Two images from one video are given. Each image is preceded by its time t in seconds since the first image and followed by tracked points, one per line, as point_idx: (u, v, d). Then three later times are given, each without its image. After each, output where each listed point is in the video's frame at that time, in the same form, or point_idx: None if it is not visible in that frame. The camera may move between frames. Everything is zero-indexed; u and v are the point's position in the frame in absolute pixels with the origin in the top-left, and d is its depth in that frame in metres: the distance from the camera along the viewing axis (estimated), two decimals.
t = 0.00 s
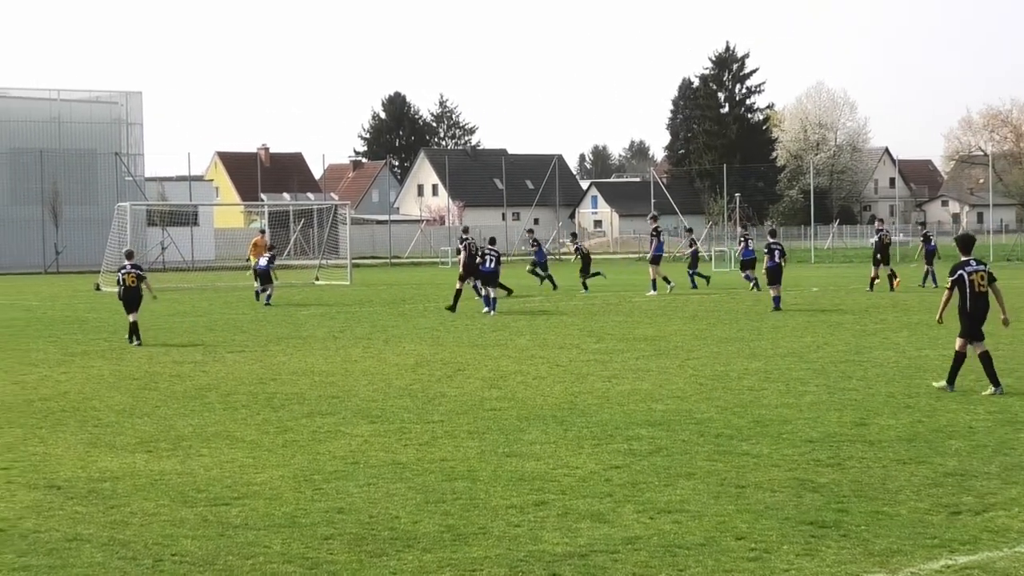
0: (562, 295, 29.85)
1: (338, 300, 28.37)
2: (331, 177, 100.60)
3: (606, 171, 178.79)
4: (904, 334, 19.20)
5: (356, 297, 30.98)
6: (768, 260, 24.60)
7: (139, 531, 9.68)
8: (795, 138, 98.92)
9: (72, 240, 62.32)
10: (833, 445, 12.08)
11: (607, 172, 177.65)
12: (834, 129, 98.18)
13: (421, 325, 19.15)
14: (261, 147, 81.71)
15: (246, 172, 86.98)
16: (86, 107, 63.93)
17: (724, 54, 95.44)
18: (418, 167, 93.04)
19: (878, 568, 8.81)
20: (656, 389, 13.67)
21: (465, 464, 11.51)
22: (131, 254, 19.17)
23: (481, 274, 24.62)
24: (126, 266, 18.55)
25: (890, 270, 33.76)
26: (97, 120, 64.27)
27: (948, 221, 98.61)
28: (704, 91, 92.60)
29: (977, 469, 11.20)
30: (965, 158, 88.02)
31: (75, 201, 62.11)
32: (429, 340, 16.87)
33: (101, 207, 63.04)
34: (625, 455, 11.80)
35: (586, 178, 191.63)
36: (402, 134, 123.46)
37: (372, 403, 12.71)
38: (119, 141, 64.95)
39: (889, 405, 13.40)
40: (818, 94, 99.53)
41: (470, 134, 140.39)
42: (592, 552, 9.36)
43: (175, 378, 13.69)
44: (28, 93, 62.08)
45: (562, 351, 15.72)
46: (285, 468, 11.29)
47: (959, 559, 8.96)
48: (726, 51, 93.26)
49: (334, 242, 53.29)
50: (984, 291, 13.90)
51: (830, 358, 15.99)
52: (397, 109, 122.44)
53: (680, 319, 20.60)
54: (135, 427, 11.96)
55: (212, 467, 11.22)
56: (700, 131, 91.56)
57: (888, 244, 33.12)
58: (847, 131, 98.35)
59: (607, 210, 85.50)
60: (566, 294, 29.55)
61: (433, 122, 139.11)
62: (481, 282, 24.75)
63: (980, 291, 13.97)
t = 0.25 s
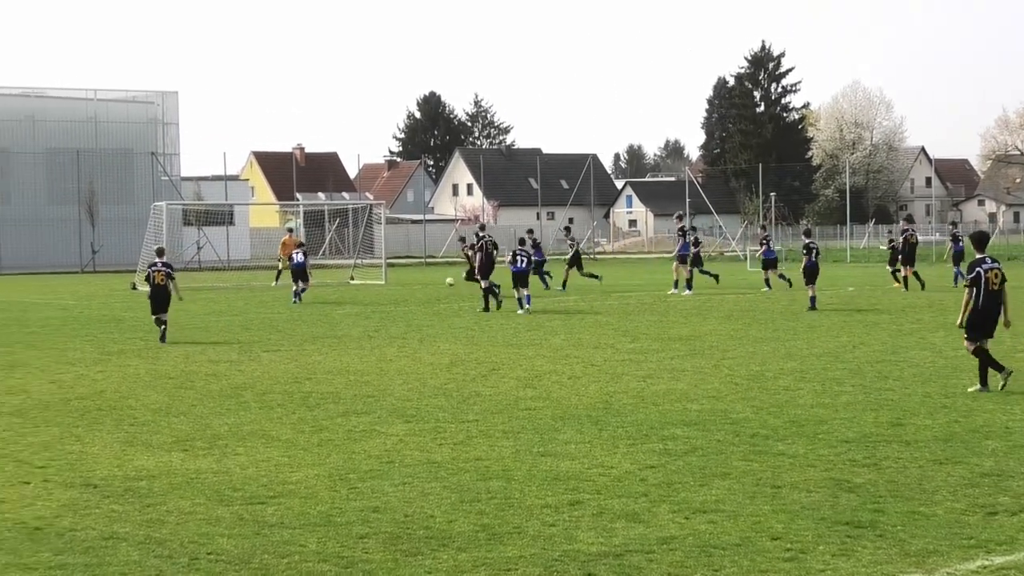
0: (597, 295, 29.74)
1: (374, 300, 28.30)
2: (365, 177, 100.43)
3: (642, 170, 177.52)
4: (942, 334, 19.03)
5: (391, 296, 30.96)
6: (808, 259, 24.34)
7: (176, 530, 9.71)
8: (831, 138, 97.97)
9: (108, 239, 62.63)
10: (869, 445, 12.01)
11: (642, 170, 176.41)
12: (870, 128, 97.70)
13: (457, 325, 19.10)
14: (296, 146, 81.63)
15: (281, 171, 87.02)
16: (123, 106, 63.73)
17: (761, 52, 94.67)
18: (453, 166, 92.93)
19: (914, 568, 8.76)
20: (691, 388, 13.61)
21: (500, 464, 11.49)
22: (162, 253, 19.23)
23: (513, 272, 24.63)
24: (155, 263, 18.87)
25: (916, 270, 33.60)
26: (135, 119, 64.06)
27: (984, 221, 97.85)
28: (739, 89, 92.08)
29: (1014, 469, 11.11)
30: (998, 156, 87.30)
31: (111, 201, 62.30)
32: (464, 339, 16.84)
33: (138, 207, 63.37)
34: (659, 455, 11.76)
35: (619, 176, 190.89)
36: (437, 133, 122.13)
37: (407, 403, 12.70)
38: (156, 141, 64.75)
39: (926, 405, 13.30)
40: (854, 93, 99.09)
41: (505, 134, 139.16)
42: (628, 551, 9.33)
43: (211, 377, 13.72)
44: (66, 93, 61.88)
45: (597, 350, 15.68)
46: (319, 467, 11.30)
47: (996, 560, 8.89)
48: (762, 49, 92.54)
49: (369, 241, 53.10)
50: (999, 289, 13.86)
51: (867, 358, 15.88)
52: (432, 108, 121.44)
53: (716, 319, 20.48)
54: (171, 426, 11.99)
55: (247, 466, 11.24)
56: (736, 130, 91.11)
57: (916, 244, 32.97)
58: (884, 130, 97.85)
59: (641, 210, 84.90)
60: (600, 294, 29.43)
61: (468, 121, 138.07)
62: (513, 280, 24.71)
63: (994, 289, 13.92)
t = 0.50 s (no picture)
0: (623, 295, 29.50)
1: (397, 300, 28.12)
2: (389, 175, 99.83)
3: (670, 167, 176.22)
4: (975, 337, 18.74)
5: (415, 296, 30.77)
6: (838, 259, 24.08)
7: (195, 533, 9.55)
8: (862, 135, 98.09)
9: (129, 239, 62.57)
10: (900, 448, 11.77)
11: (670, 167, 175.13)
12: (902, 126, 97.30)
13: (482, 325, 18.89)
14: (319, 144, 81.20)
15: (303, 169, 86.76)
16: (143, 104, 64.03)
17: (790, 48, 93.83)
18: (477, 164, 92.37)
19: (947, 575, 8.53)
20: (719, 390, 13.41)
21: (525, 466, 11.32)
22: (175, 253, 19.07)
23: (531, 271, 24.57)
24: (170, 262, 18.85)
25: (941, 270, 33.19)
26: (155, 117, 64.30)
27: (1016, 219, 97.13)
28: (768, 87, 91.40)
29: None
30: None
31: (132, 200, 62.34)
32: (489, 340, 16.65)
33: (158, 205, 63.34)
34: (686, 458, 11.56)
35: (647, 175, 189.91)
36: (462, 131, 120.80)
37: (431, 404, 12.53)
38: (176, 139, 64.82)
39: (958, 407, 13.06)
40: (885, 91, 98.88)
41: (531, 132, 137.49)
42: (655, 556, 9.13)
43: (233, 379, 13.57)
44: (86, 90, 62.22)
45: (623, 351, 15.48)
46: (342, 469, 11.14)
47: None
48: (792, 46, 91.80)
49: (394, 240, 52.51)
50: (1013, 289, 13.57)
51: (898, 360, 15.63)
52: (457, 106, 120.01)
53: (744, 321, 20.23)
54: (192, 428, 11.84)
55: (268, 468, 11.09)
56: (766, 128, 90.34)
57: (941, 243, 32.68)
58: (916, 128, 97.42)
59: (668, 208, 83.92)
60: (626, 293, 29.19)
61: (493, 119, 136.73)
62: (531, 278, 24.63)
63: (1007, 289, 13.62)
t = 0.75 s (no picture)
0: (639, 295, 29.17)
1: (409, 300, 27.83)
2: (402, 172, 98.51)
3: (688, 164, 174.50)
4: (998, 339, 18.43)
5: (427, 296, 30.51)
6: (859, 258, 23.84)
7: (203, 537, 9.36)
8: (884, 132, 96.94)
9: (135, 237, 62.44)
10: (921, 451, 11.51)
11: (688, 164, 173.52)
12: (924, 123, 96.76)
13: (495, 325, 18.64)
14: (327, 142, 80.85)
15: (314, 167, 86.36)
16: (151, 100, 63.57)
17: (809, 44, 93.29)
18: (492, 162, 91.16)
19: None
20: (737, 392, 13.16)
21: (539, 469, 11.10)
22: (174, 250, 18.78)
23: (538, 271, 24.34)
24: (170, 260, 18.31)
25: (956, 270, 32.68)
26: (163, 113, 63.85)
27: None
28: (788, 82, 90.71)
29: None
30: None
31: (138, 199, 62.16)
32: (502, 340, 16.40)
33: (165, 203, 63.21)
34: (703, 461, 11.33)
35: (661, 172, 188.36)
36: (474, 128, 117.83)
37: (443, 406, 12.31)
38: (185, 135, 64.36)
39: (980, 410, 12.79)
40: (907, 87, 98.53)
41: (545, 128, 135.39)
42: (672, 561, 8.90)
43: (242, 380, 13.36)
44: (92, 87, 61.88)
45: (639, 352, 15.23)
46: (352, 472, 10.93)
47: None
48: (811, 41, 91.23)
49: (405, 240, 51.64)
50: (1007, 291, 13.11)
51: (919, 362, 15.35)
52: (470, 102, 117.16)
53: (762, 322, 19.94)
54: (200, 430, 11.64)
55: (278, 470, 10.90)
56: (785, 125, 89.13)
57: (955, 243, 32.18)
58: (938, 125, 96.80)
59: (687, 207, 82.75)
60: (642, 293, 28.86)
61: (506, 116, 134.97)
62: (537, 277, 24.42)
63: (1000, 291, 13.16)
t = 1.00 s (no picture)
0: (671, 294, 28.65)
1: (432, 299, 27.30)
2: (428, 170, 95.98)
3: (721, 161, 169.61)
4: None
5: (453, 296, 30.08)
6: (899, 257, 23.53)
7: (223, 544, 9.03)
8: (924, 126, 96.86)
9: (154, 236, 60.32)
10: (964, 456, 11.09)
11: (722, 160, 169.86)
12: (965, 117, 95.81)
13: (524, 325, 18.23)
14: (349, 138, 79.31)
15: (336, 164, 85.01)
16: (169, 95, 61.73)
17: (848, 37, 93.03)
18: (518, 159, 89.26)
19: None
20: (772, 396, 12.75)
21: (569, 475, 10.74)
22: (186, 249, 18.44)
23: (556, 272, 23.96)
24: (184, 260, 17.99)
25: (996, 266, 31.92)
26: (182, 108, 61.94)
27: None
28: (825, 75, 89.74)
29: None
30: None
31: (157, 196, 60.09)
32: (530, 341, 16.02)
33: (185, 201, 60.95)
34: (739, 466, 10.95)
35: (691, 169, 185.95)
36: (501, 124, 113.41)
37: (470, 409, 11.94)
38: (204, 131, 62.40)
39: None
40: (948, 81, 97.73)
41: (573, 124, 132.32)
42: (707, 570, 8.52)
43: (263, 382, 13.02)
44: (109, 81, 60.15)
45: (672, 355, 14.84)
46: (376, 477, 10.60)
47: None
48: (849, 33, 90.39)
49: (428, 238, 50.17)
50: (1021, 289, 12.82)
51: (960, 364, 14.89)
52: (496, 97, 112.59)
53: (798, 322, 19.47)
54: (220, 433, 11.31)
55: (300, 475, 10.57)
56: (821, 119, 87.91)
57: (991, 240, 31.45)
58: (979, 119, 95.93)
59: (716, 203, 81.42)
60: (674, 293, 28.33)
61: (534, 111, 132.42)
62: (555, 276, 24.03)
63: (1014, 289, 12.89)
